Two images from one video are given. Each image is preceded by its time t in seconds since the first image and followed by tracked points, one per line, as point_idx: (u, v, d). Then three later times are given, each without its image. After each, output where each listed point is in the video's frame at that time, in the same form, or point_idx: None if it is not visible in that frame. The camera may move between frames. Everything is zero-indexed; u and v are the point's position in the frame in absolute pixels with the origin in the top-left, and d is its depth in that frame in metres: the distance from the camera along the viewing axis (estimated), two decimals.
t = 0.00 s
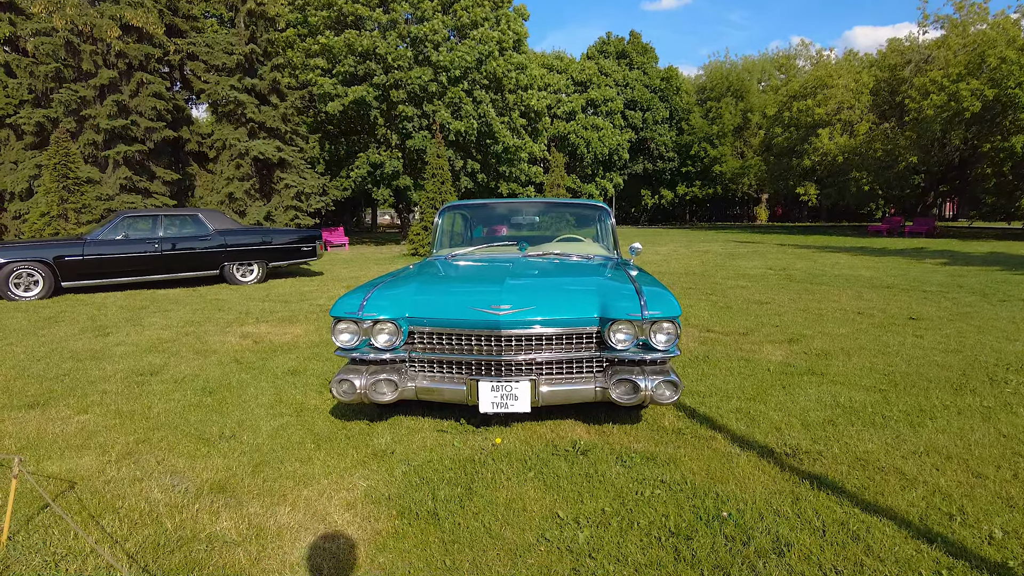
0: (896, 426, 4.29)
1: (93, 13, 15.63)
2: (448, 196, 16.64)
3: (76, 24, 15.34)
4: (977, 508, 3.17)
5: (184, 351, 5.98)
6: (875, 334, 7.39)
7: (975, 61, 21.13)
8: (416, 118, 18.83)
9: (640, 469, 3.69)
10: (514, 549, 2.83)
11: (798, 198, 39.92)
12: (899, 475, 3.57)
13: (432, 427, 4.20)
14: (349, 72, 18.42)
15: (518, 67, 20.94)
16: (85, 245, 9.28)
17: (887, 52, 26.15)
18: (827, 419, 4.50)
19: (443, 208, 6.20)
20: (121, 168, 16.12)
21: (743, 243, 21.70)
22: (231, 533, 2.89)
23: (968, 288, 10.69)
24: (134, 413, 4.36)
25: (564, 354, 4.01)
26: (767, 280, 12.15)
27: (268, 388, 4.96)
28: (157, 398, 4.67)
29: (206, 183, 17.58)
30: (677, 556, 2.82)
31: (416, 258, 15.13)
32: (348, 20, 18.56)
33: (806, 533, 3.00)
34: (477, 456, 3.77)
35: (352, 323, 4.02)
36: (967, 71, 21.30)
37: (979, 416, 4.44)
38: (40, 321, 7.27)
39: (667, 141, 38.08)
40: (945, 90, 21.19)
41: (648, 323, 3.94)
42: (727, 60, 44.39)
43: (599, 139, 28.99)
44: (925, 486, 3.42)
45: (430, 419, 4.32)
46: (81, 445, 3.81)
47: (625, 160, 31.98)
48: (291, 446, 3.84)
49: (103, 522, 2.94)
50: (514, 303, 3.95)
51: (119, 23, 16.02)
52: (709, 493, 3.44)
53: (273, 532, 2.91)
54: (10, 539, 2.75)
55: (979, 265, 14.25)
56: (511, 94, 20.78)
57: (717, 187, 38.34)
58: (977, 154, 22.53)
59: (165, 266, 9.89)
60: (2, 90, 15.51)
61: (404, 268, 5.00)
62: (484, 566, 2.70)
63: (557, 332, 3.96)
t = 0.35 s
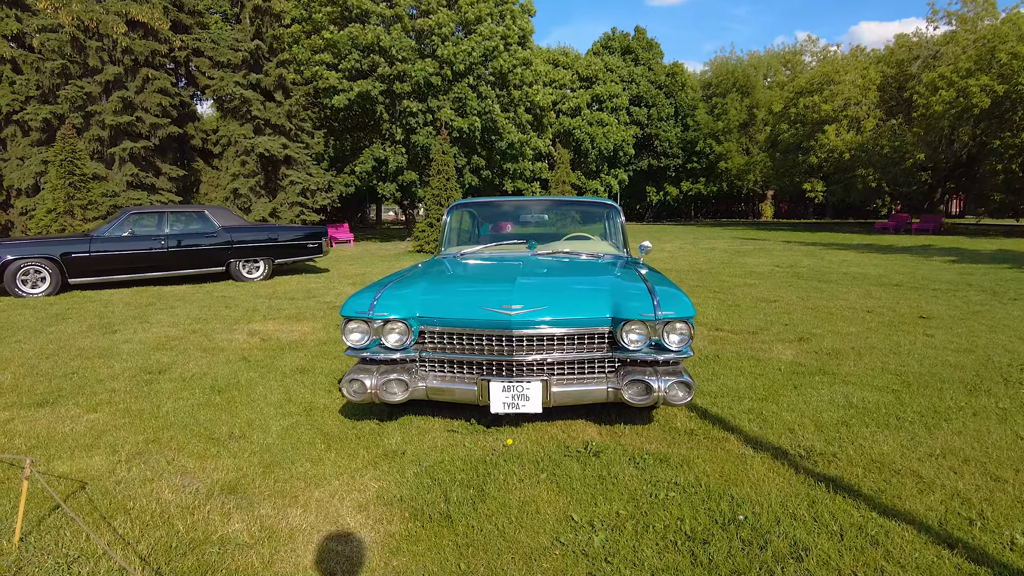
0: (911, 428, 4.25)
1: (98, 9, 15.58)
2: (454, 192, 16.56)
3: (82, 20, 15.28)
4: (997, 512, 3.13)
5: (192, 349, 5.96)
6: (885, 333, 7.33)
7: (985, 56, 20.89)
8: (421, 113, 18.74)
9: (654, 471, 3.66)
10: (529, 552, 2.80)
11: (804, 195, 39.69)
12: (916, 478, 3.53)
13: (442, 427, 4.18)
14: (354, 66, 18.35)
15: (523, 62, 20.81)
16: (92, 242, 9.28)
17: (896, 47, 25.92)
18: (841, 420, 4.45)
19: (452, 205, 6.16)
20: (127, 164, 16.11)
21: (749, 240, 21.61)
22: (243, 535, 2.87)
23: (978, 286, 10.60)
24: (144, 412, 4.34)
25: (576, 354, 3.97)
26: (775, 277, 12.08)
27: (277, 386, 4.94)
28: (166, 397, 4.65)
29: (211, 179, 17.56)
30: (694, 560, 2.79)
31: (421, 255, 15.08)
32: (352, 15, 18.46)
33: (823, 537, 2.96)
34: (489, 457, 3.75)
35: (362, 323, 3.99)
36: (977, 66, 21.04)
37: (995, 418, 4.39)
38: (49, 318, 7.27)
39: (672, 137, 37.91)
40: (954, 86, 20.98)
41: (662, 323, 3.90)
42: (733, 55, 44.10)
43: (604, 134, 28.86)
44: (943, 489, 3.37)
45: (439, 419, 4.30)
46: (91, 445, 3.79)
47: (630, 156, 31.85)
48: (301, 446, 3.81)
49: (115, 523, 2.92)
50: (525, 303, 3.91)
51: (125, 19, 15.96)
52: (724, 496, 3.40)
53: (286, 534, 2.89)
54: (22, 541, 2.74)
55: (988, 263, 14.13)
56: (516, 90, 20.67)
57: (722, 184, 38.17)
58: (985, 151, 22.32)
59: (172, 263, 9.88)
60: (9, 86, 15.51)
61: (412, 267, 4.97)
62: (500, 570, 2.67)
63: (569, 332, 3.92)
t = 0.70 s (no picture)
0: (942, 432, 4.16)
1: (110, 8, 15.58)
2: (464, 191, 16.50)
3: (94, 19, 15.28)
4: None
5: (207, 347, 5.92)
6: (906, 334, 7.22)
7: (1001, 53, 20.26)
8: (430, 110, 18.69)
9: (682, 477, 3.59)
10: (562, 559, 2.75)
11: (813, 194, 39.42)
12: (952, 484, 3.45)
13: (464, 429, 4.13)
14: (364, 62, 18.30)
15: (533, 60, 20.71)
16: (105, 240, 9.27)
17: (908, 45, 25.67)
18: (869, 424, 4.37)
19: (469, 205, 6.10)
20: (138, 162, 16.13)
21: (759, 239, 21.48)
22: (270, 540, 2.83)
23: (997, 287, 10.45)
24: (163, 411, 4.30)
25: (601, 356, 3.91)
26: (789, 277, 11.97)
27: (295, 386, 4.89)
28: (184, 396, 4.61)
29: (222, 178, 17.57)
30: (732, 569, 2.72)
31: (431, 254, 15.03)
32: (361, 11, 18.40)
33: (862, 545, 2.89)
34: (514, 460, 3.69)
35: (385, 324, 3.93)
36: (992, 64, 20.49)
37: None
38: (64, 316, 7.26)
39: (680, 136, 37.76)
40: (969, 84, 20.70)
41: (689, 325, 3.84)
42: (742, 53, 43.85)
43: (613, 133, 28.74)
44: (982, 497, 3.29)
45: (461, 420, 4.24)
46: (112, 445, 3.75)
47: (639, 154, 31.70)
48: (323, 448, 3.77)
49: (140, 526, 2.88)
50: (550, 303, 3.84)
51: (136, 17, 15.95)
52: (756, 502, 3.34)
53: (313, 540, 2.84)
54: (48, 544, 2.70)
55: (1004, 263, 13.94)
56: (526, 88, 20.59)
57: (731, 183, 37.97)
58: (1000, 150, 22.06)
59: (184, 261, 9.87)
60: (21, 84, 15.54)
61: (430, 266, 4.90)
62: None
63: (595, 334, 3.86)
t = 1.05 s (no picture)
0: (979, 441, 4.06)
1: (124, 8, 15.62)
2: (476, 191, 16.41)
3: (109, 19, 15.34)
4: None
5: (226, 348, 5.87)
6: (932, 338, 7.10)
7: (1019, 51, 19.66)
8: (441, 109, 18.65)
9: (716, 486, 3.53)
10: (602, 572, 2.68)
11: (824, 194, 39.13)
12: (995, 496, 3.35)
13: (491, 434, 4.06)
14: (375, 61, 18.28)
15: (544, 60, 20.63)
16: (120, 240, 9.27)
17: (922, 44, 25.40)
18: (902, 431, 4.27)
19: (489, 206, 6.03)
20: (151, 161, 16.16)
21: (772, 239, 21.32)
22: (302, 549, 2.77)
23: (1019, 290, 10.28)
24: (186, 413, 4.24)
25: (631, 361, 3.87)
26: (806, 279, 11.83)
27: (317, 388, 4.83)
28: (206, 397, 4.55)
29: (234, 177, 17.60)
30: None
31: (442, 254, 14.97)
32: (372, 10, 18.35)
33: (909, 559, 2.81)
34: (544, 466, 3.63)
35: (412, 327, 3.87)
36: (1010, 63, 19.98)
37: None
38: (81, 317, 7.24)
39: (691, 136, 37.60)
40: (985, 84, 20.40)
41: (722, 330, 3.82)
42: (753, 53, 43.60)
43: (624, 133, 28.63)
44: None
45: (487, 425, 4.18)
46: (136, 449, 3.69)
47: (649, 154, 31.57)
48: (350, 452, 3.71)
49: (170, 533, 2.83)
50: (582, 307, 3.80)
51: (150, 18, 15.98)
52: (794, 511, 3.26)
53: (345, 549, 2.79)
54: (78, 551, 2.66)
55: None
56: (537, 88, 20.50)
57: (742, 183, 37.77)
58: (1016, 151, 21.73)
59: (198, 261, 9.85)
60: (36, 84, 15.62)
61: (452, 269, 4.84)
62: None
63: (627, 339, 3.83)
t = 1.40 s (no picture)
0: (1012, 449, 3.97)
1: (135, 12, 15.66)
2: (485, 194, 16.31)
3: (120, 23, 15.41)
4: None
5: (240, 352, 5.82)
6: (952, 343, 6.99)
7: None
8: (448, 112, 18.65)
9: (744, 495, 3.46)
10: None
11: (832, 197, 38.93)
12: None
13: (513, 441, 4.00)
14: (383, 64, 18.28)
15: (553, 63, 20.60)
16: (131, 243, 9.26)
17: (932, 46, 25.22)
18: (932, 439, 4.17)
19: (505, 209, 5.98)
20: (161, 164, 16.19)
21: (780, 242, 21.22)
22: (327, 560, 2.71)
23: None
24: (202, 417, 4.18)
25: (656, 367, 3.83)
26: (819, 283, 11.73)
27: (333, 393, 4.77)
28: (222, 401, 4.48)
29: (242, 180, 17.61)
30: None
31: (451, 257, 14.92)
32: (380, 12, 18.35)
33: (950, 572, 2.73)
34: (568, 474, 3.57)
35: (433, 332, 3.81)
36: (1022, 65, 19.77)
37: None
38: (94, 320, 7.21)
39: (698, 138, 37.47)
40: (997, 86, 20.20)
41: (750, 336, 3.77)
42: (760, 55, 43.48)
43: (632, 135, 28.57)
44: None
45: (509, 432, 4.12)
46: (153, 454, 3.63)
47: (656, 156, 31.49)
48: (370, 459, 3.65)
49: (192, 542, 2.78)
50: (606, 313, 3.76)
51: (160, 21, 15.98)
52: (826, 521, 3.18)
53: (371, 560, 2.72)
54: (100, 560, 2.60)
55: None
56: (545, 91, 20.48)
57: (749, 186, 37.63)
58: None
59: (209, 265, 9.83)
60: (47, 88, 15.67)
61: (469, 273, 4.79)
62: None
63: (652, 345, 3.78)
